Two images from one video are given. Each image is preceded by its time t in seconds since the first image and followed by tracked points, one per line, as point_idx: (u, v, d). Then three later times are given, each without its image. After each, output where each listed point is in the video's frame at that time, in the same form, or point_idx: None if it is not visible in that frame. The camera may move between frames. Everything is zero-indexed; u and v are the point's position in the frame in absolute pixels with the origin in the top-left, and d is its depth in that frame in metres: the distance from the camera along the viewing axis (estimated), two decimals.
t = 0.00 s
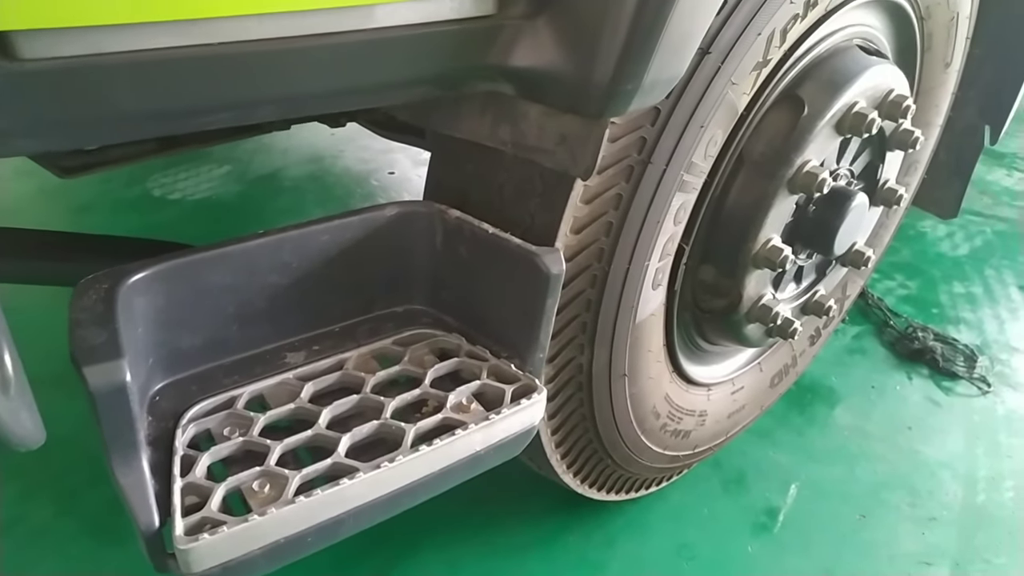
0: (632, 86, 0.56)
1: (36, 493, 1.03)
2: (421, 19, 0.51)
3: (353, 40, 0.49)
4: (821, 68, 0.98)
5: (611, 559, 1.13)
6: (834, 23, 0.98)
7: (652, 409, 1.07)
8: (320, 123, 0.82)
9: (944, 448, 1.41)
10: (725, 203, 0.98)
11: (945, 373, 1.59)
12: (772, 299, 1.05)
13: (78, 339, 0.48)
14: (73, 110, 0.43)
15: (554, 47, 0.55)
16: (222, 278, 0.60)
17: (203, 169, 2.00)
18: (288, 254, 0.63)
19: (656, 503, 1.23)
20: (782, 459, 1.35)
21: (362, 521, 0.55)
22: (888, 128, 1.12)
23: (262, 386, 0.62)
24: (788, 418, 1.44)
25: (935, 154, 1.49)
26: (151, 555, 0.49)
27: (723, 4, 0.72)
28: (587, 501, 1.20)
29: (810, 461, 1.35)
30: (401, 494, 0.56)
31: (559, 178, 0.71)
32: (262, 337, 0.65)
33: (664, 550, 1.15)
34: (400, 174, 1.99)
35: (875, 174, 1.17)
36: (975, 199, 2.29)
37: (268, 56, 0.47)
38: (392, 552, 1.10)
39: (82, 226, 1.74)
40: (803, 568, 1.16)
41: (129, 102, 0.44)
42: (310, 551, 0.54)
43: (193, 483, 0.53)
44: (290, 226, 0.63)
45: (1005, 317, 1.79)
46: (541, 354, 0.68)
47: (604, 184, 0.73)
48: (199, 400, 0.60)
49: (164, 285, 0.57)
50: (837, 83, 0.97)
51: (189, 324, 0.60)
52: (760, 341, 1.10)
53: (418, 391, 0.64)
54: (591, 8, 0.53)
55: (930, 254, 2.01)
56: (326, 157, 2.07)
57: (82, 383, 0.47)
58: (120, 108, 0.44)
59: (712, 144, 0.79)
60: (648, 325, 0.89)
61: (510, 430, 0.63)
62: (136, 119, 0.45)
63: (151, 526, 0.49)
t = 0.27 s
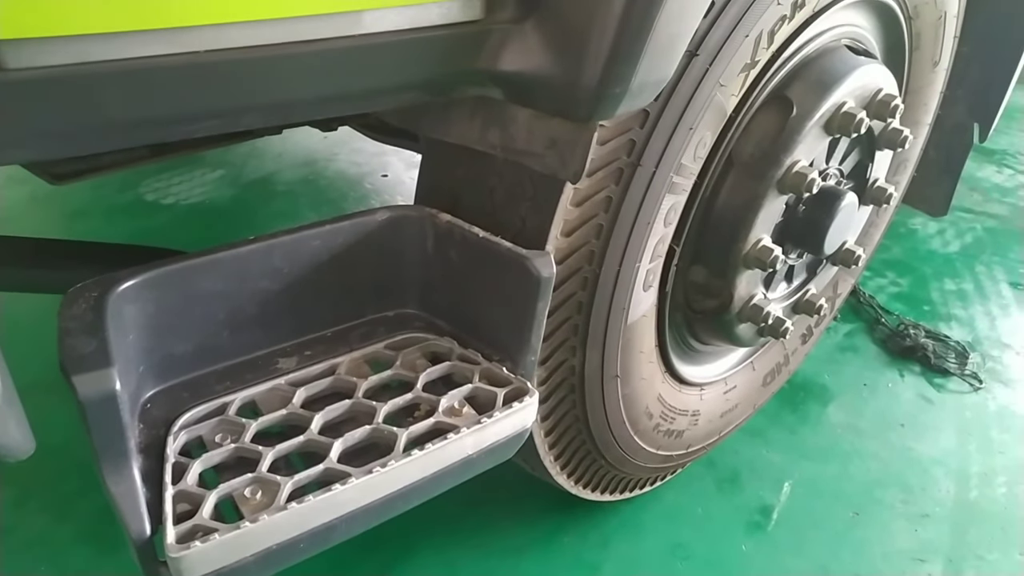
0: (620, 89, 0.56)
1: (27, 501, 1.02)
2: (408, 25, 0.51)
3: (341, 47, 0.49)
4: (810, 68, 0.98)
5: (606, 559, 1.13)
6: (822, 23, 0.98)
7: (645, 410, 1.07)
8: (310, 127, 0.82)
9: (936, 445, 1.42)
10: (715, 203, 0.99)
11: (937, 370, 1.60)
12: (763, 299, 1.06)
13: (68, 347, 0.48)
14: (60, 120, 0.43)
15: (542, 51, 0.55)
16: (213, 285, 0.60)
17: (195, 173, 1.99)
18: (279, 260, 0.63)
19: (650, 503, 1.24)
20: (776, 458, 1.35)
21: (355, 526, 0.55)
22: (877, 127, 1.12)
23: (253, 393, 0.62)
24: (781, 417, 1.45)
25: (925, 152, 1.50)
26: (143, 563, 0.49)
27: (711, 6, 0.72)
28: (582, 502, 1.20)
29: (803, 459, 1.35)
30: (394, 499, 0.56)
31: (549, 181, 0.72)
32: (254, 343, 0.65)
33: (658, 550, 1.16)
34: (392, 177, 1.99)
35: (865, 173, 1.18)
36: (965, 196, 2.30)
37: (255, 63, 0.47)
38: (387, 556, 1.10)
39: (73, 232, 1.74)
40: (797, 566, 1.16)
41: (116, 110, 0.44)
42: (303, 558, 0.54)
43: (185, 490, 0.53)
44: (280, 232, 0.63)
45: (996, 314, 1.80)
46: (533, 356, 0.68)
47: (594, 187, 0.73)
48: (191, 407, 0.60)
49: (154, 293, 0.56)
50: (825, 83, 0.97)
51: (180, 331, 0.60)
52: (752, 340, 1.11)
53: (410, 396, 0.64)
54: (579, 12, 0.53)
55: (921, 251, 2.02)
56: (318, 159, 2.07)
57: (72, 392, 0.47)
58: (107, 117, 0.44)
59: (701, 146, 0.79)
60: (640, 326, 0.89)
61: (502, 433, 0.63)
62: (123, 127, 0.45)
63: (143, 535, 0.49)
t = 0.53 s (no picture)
0: (606, 100, 0.56)
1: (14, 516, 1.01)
2: (394, 37, 0.51)
3: (325, 59, 0.49)
4: (797, 76, 0.99)
5: (599, 568, 1.12)
6: (809, 32, 0.99)
7: (636, 418, 1.07)
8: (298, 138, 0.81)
9: (927, 450, 1.42)
10: (704, 211, 0.99)
11: (927, 375, 1.60)
12: (753, 306, 1.06)
13: (52, 364, 0.48)
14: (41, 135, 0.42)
15: (528, 61, 0.55)
16: (200, 299, 0.59)
17: (184, 184, 1.99)
18: (266, 273, 0.63)
19: (643, 511, 1.23)
20: (768, 464, 1.35)
21: (344, 541, 0.55)
22: (864, 134, 1.13)
23: (241, 406, 0.62)
24: (772, 423, 1.45)
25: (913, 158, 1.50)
26: None
27: (697, 15, 0.72)
28: (574, 511, 1.20)
29: (795, 465, 1.35)
30: (383, 512, 0.56)
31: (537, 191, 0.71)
32: (241, 357, 0.65)
33: (651, 558, 1.15)
34: (382, 185, 1.99)
35: (853, 180, 1.18)
36: (954, 200, 2.32)
37: (239, 76, 0.46)
38: (378, 567, 1.09)
39: (61, 243, 1.73)
40: (790, 572, 1.16)
41: (98, 125, 0.43)
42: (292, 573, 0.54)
43: (171, 507, 0.52)
44: (267, 244, 0.63)
45: (985, 318, 1.81)
46: (523, 367, 0.68)
47: (582, 197, 0.73)
48: (178, 422, 0.60)
49: (140, 307, 0.56)
50: (812, 91, 0.98)
51: (167, 345, 0.59)
52: (742, 348, 1.11)
53: (399, 408, 0.63)
54: (565, 23, 0.53)
55: (911, 256, 2.03)
56: (307, 169, 2.06)
57: (56, 409, 0.47)
58: (90, 131, 0.43)
59: (689, 155, 0.79)
60: (630, 335, 0.89)
61: (492, 444, 0.62)
62: (106, 142, 0.44)
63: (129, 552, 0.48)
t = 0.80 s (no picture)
0: (591, 108, 0.56)
1: None
2: (378, 48, 0.51)
3: (308, 70, 0.49)
4: (782, 83, 0.99)
5: None
6: (794, 38, 0.99)
7: (627, 424, 1.07)
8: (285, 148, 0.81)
9: (917, 453, 1.43)
10: (692, 217, 0.99)
11: (917, 377, 1.61)
12: (742, 311, 1.06)
13: (34, 379, 0.47)
14: (20, 149, 0.42)
15: (512, 70, 0.55)
16: (185, 311, 0.59)
17: (173, 193, 1.98)
18: (251, 284, 0.62)
19: (635, 517, 1.23)
20: (758, 469, 1.35)
21: (332, 553, 0.54)
22: (850, 139, 1.13)
23: (227, 418, 0.61)
24: (763, 427, 1.45)
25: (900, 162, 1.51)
26: None
27: (682, 23, 0.72)
28: (565, 518, 1.20)
29: (786, 470, 1.36)
30: (371, 524, 0.56)
31: (524, 200, 0.71)
32: (228, 368, 0.64)
33: (643, 564, 1.15)
34: (371, 193, 1.98)
35: (839, 185, 1.19)
36: (941, 203, 2.33)
37: (221, 88, 0.46)
38: None
39: (48, 254, 1.72)
40: None
41: (79, 138, 0.43)
42: None
43: (157, 521, 0.52)
44: (253, 255, 0.62)
45: (974, 320, 1.82)
46: (511, 376, 0.68)
47: (569, 205, 0.73)
48: (163, 435, 0.59)
49: (124, 320, 0.56)
50: (798, 97, 0.98)
51: (152, 357, 0.59)
52: (732, 353, 1.11)
53: (388, 418, 0.63)
54: (548, 32, 0.53)
55: (899, 259, 2.04)
56: (297, 177, 2.06)
57: (38, 425, 0.46)
58: (70, 145, 0.43)
59: (676, 161, 0.80)
60: (619, 342, 0.89)
61: (481, 454, 0.62)
62: (86, 155, 0.44)
63: (113, 568, 0.48)
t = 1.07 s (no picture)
0: (579, 116, 0.56)
1: None
2: (365, 56, 0.51)
3: (296, 78, 0.49)
4: (771, 88, 0.99)
5: None
6: (782, 43, 0.99)
7: (618, 430, 1.07)
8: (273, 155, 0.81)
9: (908, 455, 1.43)
10: (682, 222, 0.99)
11: (907, 380, 1.61)
12: (732, 316, 1.06)
13: (19, 391, 0.47)
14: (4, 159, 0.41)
15: (500, 78, 0.55)
16: (172, 320, 0.59)
17: (162, 198, 1.97)
18: (239, 292, 0.62)
19: (627, 522, 1.23)
20: (750, 472, 1.35)
21: (321, 564, 0.54)
22: (839, 144, 1.14)
23: (215, 428, 0.61)
24: (755, 431, 1.45)
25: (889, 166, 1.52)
26: None
27: (670, 30, 0.72)
28: (558, 524, 1.19)
29: (778, 473, 1.36)
30: (361, 534, 0.55)
31: (514, 207, 0.71)
32: (216, 377, 0.64)
33: (635, 569, 1.15)
34: (362, 198, 1.98)
35: (829, 190, 1.19)
36: (930, 205, 2.34)
37: (206, 97, 0.46)
38: None
39: (36, 261, 1.71)
40: None
41: (64, 148, 0.43)
42: None
43: (144, 533, 0.52)
44: (241, 263, 0.62)
45: (964, 322, 1.83)
46: (502, 383, 0.68)
47: (558, 211, 0.73)
48: (151, 446, 0.59)
49: (110, 330, 0.55)
50: (787, 102, 0.98)
51: (138, 367, 0.58)
52: (722, 357, 1.11)
53: (377, 426, 0.63)
54: (536, 40, 0.53)
55: (889, 261, 2.04)
56: (287, 182, 2.05)
57: (23, 438, 0.46)
58: (54, 155, 0.43)
59: (666, 167, 0.80)
60: (609, 348, 0.89)
61: (471, 462, 0.62)
62: (71, 166, 0.43)
63: None
